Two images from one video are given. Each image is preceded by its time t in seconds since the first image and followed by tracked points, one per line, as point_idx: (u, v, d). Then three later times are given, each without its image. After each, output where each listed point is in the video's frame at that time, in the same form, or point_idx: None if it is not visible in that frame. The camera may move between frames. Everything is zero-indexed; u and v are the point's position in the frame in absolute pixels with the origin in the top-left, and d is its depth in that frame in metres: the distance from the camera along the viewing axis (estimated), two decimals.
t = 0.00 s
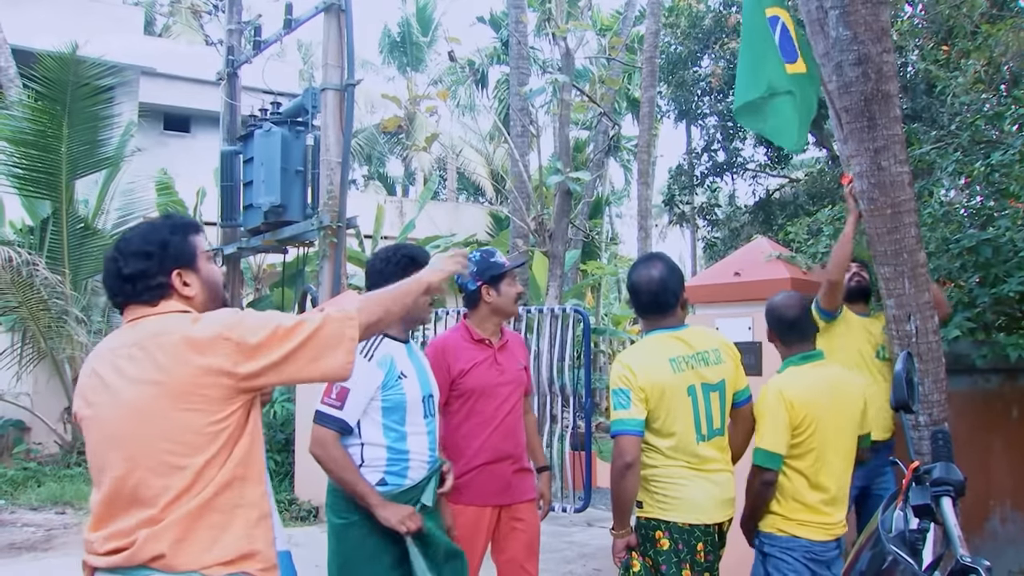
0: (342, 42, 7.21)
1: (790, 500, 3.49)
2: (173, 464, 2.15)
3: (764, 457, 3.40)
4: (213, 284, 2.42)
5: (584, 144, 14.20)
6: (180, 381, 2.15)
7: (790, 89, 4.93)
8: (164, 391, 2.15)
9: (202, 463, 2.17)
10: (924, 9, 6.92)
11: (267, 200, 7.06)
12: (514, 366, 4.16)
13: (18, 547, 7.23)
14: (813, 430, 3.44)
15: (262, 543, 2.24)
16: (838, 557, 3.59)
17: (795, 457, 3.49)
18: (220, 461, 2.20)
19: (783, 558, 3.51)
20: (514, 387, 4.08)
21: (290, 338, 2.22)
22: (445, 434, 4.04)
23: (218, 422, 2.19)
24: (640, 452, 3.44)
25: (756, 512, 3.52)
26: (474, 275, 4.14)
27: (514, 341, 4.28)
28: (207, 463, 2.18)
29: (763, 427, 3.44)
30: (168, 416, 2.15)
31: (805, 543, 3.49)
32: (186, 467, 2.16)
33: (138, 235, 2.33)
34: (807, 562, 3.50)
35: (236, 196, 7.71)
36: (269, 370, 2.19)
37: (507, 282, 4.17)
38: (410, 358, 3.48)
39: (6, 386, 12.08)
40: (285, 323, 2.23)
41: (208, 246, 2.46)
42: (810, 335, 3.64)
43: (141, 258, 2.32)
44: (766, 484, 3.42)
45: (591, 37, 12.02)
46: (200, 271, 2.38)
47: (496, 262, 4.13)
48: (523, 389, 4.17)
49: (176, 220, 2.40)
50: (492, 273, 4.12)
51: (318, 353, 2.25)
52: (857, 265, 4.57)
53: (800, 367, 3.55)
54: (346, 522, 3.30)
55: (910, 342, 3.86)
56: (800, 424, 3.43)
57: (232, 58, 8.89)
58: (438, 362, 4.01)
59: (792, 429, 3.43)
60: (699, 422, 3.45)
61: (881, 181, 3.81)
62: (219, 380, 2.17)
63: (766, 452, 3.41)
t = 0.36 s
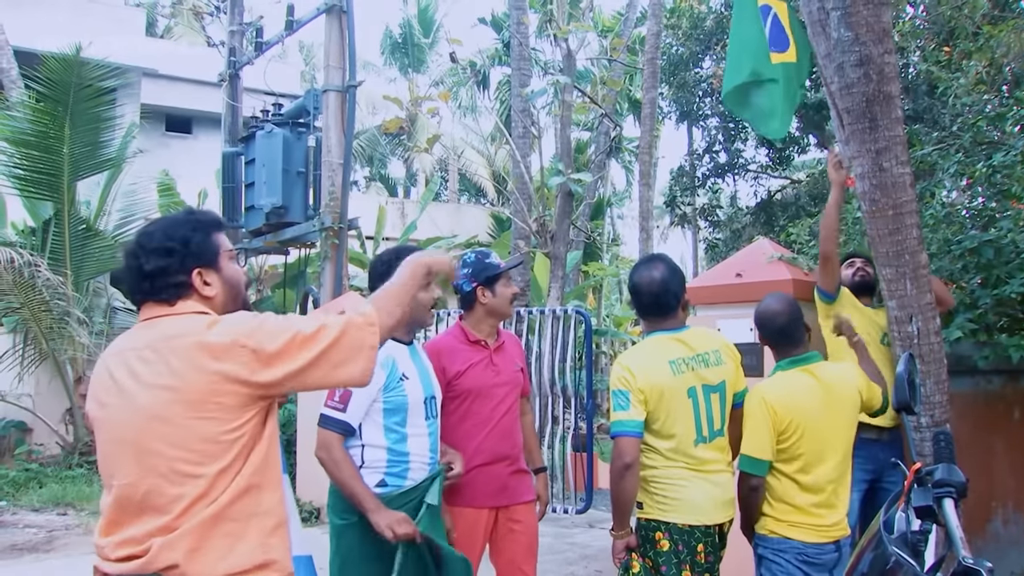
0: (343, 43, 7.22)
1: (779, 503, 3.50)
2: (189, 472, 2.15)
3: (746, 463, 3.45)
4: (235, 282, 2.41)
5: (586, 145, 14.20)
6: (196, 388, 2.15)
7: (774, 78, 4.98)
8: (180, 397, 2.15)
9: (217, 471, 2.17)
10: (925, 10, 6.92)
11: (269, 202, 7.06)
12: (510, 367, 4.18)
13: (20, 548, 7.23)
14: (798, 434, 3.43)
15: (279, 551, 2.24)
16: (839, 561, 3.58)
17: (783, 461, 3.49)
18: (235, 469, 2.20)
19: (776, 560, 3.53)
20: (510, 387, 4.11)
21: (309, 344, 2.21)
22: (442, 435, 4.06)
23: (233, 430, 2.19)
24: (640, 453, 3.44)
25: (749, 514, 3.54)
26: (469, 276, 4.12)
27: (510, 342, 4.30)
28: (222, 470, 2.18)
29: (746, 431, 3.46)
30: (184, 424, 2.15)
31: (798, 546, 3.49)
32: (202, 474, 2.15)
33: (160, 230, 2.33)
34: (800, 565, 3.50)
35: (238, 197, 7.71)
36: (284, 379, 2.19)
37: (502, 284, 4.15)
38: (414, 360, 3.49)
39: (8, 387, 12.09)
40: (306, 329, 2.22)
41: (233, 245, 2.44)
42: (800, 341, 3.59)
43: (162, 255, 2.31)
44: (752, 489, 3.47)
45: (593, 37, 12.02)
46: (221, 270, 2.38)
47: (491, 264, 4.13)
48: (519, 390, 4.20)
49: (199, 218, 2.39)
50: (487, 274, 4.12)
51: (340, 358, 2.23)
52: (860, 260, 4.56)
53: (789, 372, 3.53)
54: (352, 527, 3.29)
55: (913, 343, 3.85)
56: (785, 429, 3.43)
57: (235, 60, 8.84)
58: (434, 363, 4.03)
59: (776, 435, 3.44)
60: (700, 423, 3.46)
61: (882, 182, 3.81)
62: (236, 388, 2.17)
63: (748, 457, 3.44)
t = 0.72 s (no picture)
0: (343, 42, 7.22)
1: (783, 503, 3.50)
2: (174, 484, 2.07)
3: (756, 465, 3.44)
4: (252, 280, 2.34)
5: (586, 144, 14.20)
6: (187, 404, 2.08)
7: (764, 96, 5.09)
8: (171, 413, 2.08)
9: (202, 489, 2.08)
10: (925, 10, 6.93)
11: (269, 201, 7.01)
12: (507, 366, 4.18)
13: (20, 547, 7.23)
14: (808, 436, 3.44)
15: None
16: (837, 559, 3.59)
17: (791, 462, 3.49)
18: (221, 493, 2.11)
19: (781, 559, 3.52)
20: (506, 387, 4.11)
21: (306, 434, 2.17)
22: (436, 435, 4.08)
23: (224, 458, 2.10)
24: (638, 451, 3.45)
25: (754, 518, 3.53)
26: (462, 276, 4.16)
27: (507, 340, 4.29)
28: (208, 491, 2.09)
29: (757, 432, 3.46)
30: (173, 440, 2.08)
31: (802, 544, 3.50)
32: (186, 488, 2.07)
33: (178, 226, 2.26)
34: (805, 564, 3.50)
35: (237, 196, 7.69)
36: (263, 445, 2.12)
37: (498, 282, 4.18)
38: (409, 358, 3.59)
39: (7, 386, 12.08)
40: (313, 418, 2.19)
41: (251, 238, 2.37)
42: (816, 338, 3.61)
43: (178, 252, 2.25)
44: (758, 490, 3.45)
45: (593, 36, 12.02)
46: (239, 267, 2.32)
47: (486, 262, 4.14)
48: (515, 389, 4.20)
49: (219, 211, 2.33)
50: (481, 273, 4.14)
51: (326, 470, 2.19)
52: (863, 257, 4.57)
53: (800, 371, 3.52)
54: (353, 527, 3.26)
55: (912, 342, 3.84)
56: (797, 430, 3.43)
57: (234, 59, 8.82)
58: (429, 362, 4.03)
59: (788, 434, 3.44)
60: (699, 424, 3.46)
61: (882, 182, 3.81)
62: (225, 417, 2.09)
63: (756, 457, 3.44)
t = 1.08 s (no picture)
0: (342, 36, 7.22)
1: (789, 496, 3.51)
2: (159, 491, 2.01)
3: (770, 456, 3.42)
4: (275, 280, 2.27)
5: (584, 139, 14.18)
6: (177, 415, 2.01)
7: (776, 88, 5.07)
8: (165, 421, 2.01)
9: (184, 500, 2.01)
10: (924, 4, 6.92)
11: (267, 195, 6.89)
12: (504, 360, 4.19)
13: (19, 541, 7.25)
14: (817, 428, 3.46)
15: None
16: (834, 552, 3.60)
17: (798, 454, 3.50)
18: (204, 505, 2.03)
19: (782, 553, 3.52)
20: (503, 380, 4.11)
21: (279, 484, 2.00)
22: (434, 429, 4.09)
23: (209, 475, 2.01)
24: (638, 445, 3.45)
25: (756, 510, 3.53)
26: (459, 269, 4.16)
27: (504, 334, 4.29)
28: (191, 502, 2.02)
29: (768, 423, 3.46)
30: (163, 447, 2.01)
31: (804, 538, 3.50)
32: (168, 494, 2.00)
33: (208, 217, 2.20)
34: (806, 557, 3.51)
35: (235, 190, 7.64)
36: (237, 461, 1.97)
37: (494, 276, 4.17)
38: (403, 351, 3.58)
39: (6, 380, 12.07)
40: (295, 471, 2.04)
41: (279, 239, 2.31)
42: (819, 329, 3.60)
43: (202, 245, 2.19)
44: (767, 483, 3.44)
45: (591, 30, 12.00)
46: (263, 268, 2.25)
47: (481, 256, 4.15)
48: (512, 383, 4.20)
49: (250, 205, 2.27)
50: (477, 266, 4.14)
51: (280, 531, 2.01)
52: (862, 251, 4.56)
53: (806, 364, 3.54)
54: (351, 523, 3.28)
55: (911, 336, 3.84)
56: (806, 421, 3.44)
57: (232, 52, 8.82)
58: (427, 356, 4.03)
59: (798, 426, 3.45)
60: (699, 418, 3.46)
61: (881, 175, 3.81)
62: (211, 437, 1.99)
63: (772, 449, 3.42)
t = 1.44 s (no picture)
0: (339, 21, 7.19)
1: (782, 481, 3.53)
2: (155, 486, 1.98)
3: (758, 441, 3.46)
4: (286, 269, 2.29)
5: (583, 125, 14.15)
6: (175, 412, 1.96)
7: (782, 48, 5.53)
8: (164, 416, 1.97)
9: (178, 496, 1.97)
10: None
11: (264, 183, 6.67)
12: (503, 345, 4.19)
13: (18, 527, 7.27)
14: (807, 413, 3.46)
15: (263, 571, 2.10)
16: (833, 540, 3.60)
17: (790, 439, 3.52)
18: (199, 499, 1.99)
19: (775, 539, 3.55)
20: (502, 365, 4.12)
21: (269, 487, 1.92)
22: (433, 414, 4.10)
23: (205, 474, 1.96)
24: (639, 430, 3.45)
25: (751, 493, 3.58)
26: (457, 255, 4.14)
27: (502, 319, 4.30)
28: (185, 499, 1.98)
29: (757, 409, 3.48)
30: (162, 442, 1.97)
31: (797, 524, 3.51)
32: (159, 484, 1.97)
33: (219, 207, 2.19)
34: (800, 544, 3.52)
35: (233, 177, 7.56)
36: (233, 458, 1.91)
37: (492, 261, 4.16)
38: (399, 337, 3.60)
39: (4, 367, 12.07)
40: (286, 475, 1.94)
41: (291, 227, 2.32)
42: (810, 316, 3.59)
43: (212, 235, 2.18)
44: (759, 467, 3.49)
45: (590, 16, 11.97)
46: (274, 258, 2.26)
47: (479, 241, 4.13)
48: (511, 367, 4.20)
49: (262, 193, 2.26)
50: (476, 252, 4.12)
51: (265, 537, 1.92)
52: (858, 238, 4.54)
53: (797, 349, 3.53)
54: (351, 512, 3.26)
55: (908, 322, 3.84)
56: (795, 406, 3.45)
57: (228, 38, 8.79)
58: (426, 341, 4.03)
59: (786, 412, 3.46)
60: (699, 403, 3.47)
61: (880, 161, 3.79)
62: (207, 437, 1.94)
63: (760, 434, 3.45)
